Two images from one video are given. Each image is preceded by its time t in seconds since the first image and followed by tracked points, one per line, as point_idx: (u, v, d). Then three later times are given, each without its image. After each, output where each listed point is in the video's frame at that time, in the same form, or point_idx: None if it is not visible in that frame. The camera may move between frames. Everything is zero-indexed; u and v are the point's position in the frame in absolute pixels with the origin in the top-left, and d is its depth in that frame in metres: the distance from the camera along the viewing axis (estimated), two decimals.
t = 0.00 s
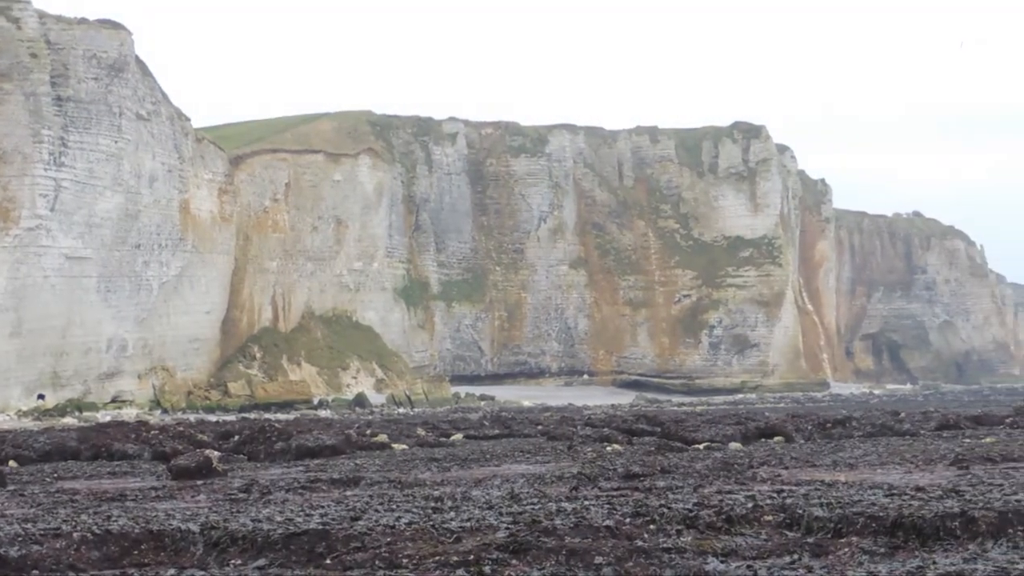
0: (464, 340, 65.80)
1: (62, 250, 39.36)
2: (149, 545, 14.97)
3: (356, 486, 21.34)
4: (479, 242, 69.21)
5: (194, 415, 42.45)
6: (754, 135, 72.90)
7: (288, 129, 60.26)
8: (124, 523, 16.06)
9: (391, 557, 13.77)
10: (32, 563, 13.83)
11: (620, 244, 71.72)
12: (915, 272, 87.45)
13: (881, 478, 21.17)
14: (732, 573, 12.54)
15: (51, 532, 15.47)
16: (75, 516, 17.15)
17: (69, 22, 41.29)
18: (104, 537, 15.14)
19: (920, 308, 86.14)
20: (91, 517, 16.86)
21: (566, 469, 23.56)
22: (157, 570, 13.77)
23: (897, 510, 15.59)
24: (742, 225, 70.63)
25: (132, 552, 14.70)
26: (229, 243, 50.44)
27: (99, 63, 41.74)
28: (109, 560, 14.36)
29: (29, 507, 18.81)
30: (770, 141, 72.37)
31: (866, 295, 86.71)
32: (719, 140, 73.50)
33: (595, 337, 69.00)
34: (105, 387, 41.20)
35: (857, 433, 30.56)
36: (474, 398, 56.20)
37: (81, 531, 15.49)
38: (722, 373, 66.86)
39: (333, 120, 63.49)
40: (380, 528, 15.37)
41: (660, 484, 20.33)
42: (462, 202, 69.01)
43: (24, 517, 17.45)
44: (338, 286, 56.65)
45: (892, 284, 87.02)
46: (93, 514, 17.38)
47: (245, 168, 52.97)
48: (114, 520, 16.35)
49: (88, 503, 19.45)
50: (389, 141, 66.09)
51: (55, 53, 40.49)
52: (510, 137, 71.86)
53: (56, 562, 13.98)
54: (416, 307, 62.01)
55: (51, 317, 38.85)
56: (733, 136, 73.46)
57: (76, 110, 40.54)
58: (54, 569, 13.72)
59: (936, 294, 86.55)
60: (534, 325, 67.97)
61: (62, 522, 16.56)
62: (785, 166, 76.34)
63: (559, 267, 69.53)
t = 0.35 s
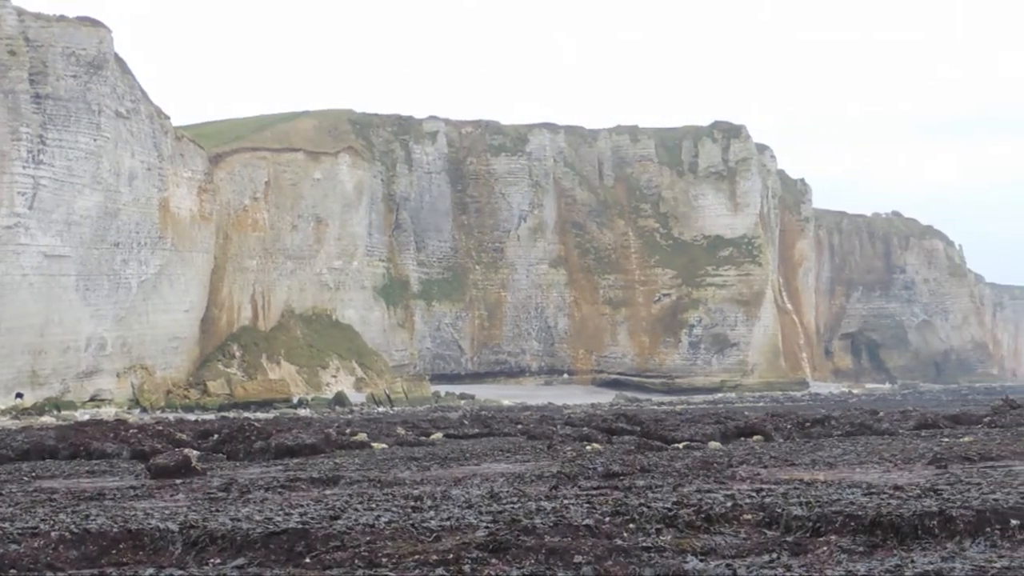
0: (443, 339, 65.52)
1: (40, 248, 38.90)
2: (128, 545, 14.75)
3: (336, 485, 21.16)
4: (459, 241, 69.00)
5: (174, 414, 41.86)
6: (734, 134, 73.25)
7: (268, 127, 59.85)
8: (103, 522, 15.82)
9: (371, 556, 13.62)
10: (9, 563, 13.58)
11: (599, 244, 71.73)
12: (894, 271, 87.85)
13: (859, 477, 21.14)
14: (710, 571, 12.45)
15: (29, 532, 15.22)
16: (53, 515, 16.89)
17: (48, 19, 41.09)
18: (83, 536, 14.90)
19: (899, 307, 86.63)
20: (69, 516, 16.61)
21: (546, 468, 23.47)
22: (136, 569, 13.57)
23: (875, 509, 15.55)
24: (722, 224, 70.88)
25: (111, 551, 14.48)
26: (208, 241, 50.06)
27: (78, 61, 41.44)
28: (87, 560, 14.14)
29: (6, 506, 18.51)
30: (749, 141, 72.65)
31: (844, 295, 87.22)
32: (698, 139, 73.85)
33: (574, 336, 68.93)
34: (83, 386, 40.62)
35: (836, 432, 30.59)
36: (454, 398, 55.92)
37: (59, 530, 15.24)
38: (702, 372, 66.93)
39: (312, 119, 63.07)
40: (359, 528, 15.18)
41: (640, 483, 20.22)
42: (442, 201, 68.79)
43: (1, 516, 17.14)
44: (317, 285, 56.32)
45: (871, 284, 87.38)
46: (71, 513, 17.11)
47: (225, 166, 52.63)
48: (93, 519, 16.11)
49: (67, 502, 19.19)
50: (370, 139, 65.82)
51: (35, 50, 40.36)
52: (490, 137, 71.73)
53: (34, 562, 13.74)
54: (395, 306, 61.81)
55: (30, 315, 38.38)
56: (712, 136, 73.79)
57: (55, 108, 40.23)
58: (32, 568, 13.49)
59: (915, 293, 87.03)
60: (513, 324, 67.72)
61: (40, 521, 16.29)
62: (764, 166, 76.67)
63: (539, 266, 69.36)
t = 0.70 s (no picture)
0: (421, 339, 65.35)
1: (16, 246, 38.45)
2: (103, 544, 14.52)
3: (312, 485, 20.97)
4: (436, 241, 68.81)
5: (151, 414, 41.28)
6: (711, 134, 73.38)
7: (245, 126, 59.32)
8: (78, 522, 15.58)
9: (348, 556, 13.47)
10: None
11: (577, 244, 71.82)
12: (870, 272, 88.41)
13: (835, 477, 21.15)
14: (687, 572, 12.37)
15: (2, 532, 14.98)
16: (27, 515, 16.63)
17: (24, 17, 40.89)
18: (57, 536, 14.65)
19: (875, 308, 87.16)
20: (44, 516, 16.36)
21: (522, 468, 23.36)
22: (111, 569, 13.37)
23: (851, 508, 15.55)
24: (699, 224, 71.09)
25: (86, 550, 14.26)
26: (184, 240, 49.62)
27: (54, 59, 41.21)
28: (62, 559, 13.94)
29: None
30: (726, 142, 72.84)
31: (821, 295, 87.13)
32: (676, 140, 74.04)
33: (552, 336, 68.87)
34: (59, 385, 40.11)
35: (812, 432, 30.66)
36: (431, 397, 55.66)
37: (34, 530, 14.99)
38: (679, 372, 67.10)
39: (289, 117, 62.65)
40: (336, 528, 15.00)
41: (616, 483, 20.15)
42: (419, 201, 68.57)
43: None
44: (294, 284, 55.97)
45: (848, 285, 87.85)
46: (46, 513, 16.85)
47: (202, 165, 52.24)
48: (67, 519, 15.87)
49: (41, 502, 18.91)
50: (347, 139, 65.44)
51: (10, 48, 40.15)
52: (468, 136, 71.53)
53: (8, 563, 13.54)
54: (373, 305, 61.59)
55: (4, 314, 37.92)
56: (690, 136, 73.99)
57: (30, 106, 39.88)
58: (6, 569, 13.28)
59: (891, 294, 87.74)
60: (490, 324, 67.58)
61: (13, 521, 16.01)
62: (742, 166, 76.94)
63: (517, 267, 69.23)
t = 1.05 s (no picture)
0: (401, 339, 65.15)
1: None
2: (81, 545, 14.32)
3: (292, 485, 20.78)
4: (416, 241, 68.60)
5: (130, 414, 40.87)
6: (692, 135, 73.48)
7: (225, 125, 58.89)
8: (56, 522, 15.35)
9: (328, 556, 13.32)
10: None
11: (557, 244, 71.83)
12: (849, 272, 88.98)
13: (815, 477, 21.16)
14: (667, 572, 12.29)
15: None
16: (4, 515, 16.38)
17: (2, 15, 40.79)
18: (35, 536, 14.43)
19: (854, 308, 87.69)
20: (21, 516, 16.11)
21: (503, 468, 23.24)
22: (90, 570, 13.18)
23: (831, 508, 15.54)
24: (679, 224, 71.27)
25: (64, 551, 14.06)
26: (164, 240, 49.20)
27: (33, 58, 41.03)
28: (40, 560, 13.73)
29: None
30: (707, 142, 72.87)
31: (801, 295, 87.80)
32: (656, 140, 74.20)
33: (531, 336, 68.79)
34: (37, 385, 39.67)
35: (792, 432, 30.72)
36: (411, 398, 55.42)
37: (10, 530, 14.76)
38: (659, 372, 67.18)
39: (269, 117, 62.29)
40: (315, 528, 14.85)
41: (596, 483, 20.08)
42: (400, 202, 68.32)
43: None
44: (274, 284, 55.63)
45: (827, 285, 88.36)
46: (23, 513, 16.61)
47: (181, 165, 51.86)
48: (45, 519, 15.64)
49: (19, 502, 18.65)
50: (327, 139, 65.08)
51: None
52: (448, 136, 71.32)
53: None
54: (353, 305, 61.33)
55: None
56: (670, 136, 74.07)
57: (7, 105, 39.72)
58: None
59: (870, 295, 88.30)
60: (471, 324, 67.38)
61: None
62: (722, 167, 77.21)
63: (497, 266, 69.08)
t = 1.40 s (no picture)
0: (379, 339, 64.83)
1: None
2: (57, 545, 14.12)
3: (270, 485, 20.60)
4: (395, 241, 68.27)
5: (107, 414, 40.43)
6: (671, 135, 73.80)
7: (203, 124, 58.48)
8: (31, 522, 15.13)
9: (306, 556, 13.19)
10: None
11: (536, 244, 71.79)
12: (827, 273, 89.44)
13: (792, 477, 21.19)
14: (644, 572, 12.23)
15: None
16: None
17: None
18: (10, 537, 14.21)
19: (833, 309, 88.08)
20: None
21: (481, 468, 23.13)
22: (66, 571, 12.98)
23: (809, 508, 15.54)
24: (658, 224, 71.46)
25: (39, 552, 13.85)
26: (141, 239, 48.77)
27: (10, 56, 40.55)
28: (15, 561, 13.53)
29: None
30: (685, 143, 73.32)
31: (779, 296, 88.12)
32: (635, 140, 74.40)
33: (510, 336, 68.67)
34: (14, 384, 39.21)
35: (770, 432, 30.80)
36: (390, 398, 55.11)
37: None
38: (637, 373, 67.26)
39: (248, 116, 61.91)
40: (293, 528, 14.71)
41: (575, 482, 20.02)
42: (378, 201, 67.99)
43: None
44: (252, 284, 55.28)
45: (805, 286, 88.63)
46: None
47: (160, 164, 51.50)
48: (20, 519, 15.41)
49: None
50: (306, 139, 64.76)
51: None
52: (427, 136, 71.05)
53: None
54: (332, 305, 61.05)
55: None
56: (649, 137, 74.28)
57: None
58: None
59: (848, 295, 88.85)
60: (450, 324, 67.11)
61: None
62: (701, 167, 77.50)
63: (475, 266, 68.88)
